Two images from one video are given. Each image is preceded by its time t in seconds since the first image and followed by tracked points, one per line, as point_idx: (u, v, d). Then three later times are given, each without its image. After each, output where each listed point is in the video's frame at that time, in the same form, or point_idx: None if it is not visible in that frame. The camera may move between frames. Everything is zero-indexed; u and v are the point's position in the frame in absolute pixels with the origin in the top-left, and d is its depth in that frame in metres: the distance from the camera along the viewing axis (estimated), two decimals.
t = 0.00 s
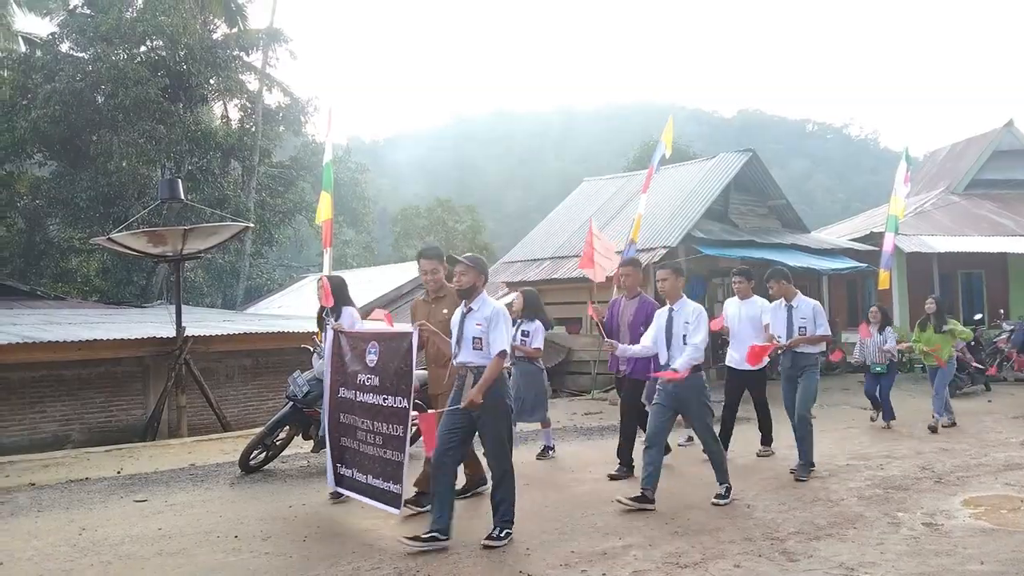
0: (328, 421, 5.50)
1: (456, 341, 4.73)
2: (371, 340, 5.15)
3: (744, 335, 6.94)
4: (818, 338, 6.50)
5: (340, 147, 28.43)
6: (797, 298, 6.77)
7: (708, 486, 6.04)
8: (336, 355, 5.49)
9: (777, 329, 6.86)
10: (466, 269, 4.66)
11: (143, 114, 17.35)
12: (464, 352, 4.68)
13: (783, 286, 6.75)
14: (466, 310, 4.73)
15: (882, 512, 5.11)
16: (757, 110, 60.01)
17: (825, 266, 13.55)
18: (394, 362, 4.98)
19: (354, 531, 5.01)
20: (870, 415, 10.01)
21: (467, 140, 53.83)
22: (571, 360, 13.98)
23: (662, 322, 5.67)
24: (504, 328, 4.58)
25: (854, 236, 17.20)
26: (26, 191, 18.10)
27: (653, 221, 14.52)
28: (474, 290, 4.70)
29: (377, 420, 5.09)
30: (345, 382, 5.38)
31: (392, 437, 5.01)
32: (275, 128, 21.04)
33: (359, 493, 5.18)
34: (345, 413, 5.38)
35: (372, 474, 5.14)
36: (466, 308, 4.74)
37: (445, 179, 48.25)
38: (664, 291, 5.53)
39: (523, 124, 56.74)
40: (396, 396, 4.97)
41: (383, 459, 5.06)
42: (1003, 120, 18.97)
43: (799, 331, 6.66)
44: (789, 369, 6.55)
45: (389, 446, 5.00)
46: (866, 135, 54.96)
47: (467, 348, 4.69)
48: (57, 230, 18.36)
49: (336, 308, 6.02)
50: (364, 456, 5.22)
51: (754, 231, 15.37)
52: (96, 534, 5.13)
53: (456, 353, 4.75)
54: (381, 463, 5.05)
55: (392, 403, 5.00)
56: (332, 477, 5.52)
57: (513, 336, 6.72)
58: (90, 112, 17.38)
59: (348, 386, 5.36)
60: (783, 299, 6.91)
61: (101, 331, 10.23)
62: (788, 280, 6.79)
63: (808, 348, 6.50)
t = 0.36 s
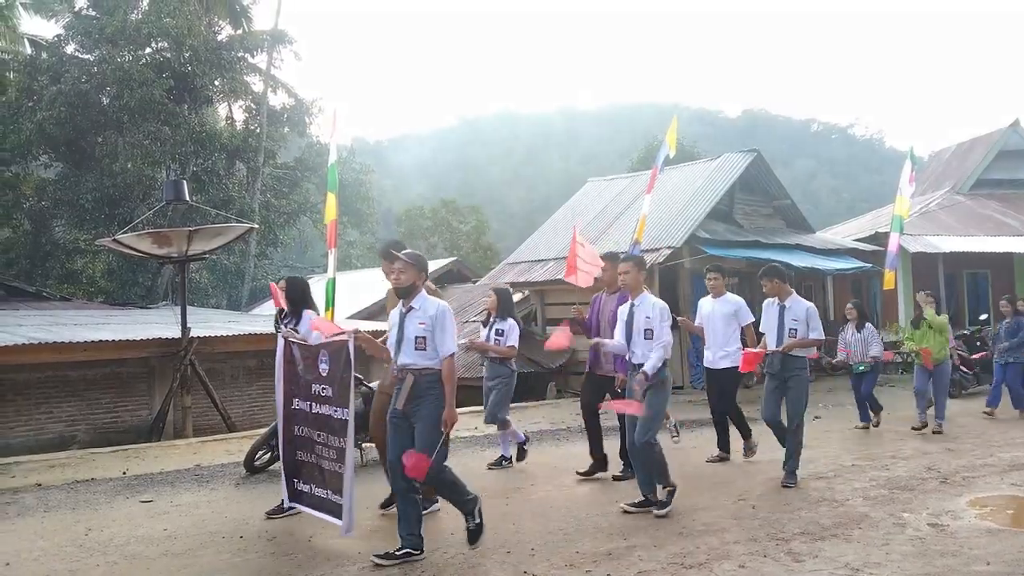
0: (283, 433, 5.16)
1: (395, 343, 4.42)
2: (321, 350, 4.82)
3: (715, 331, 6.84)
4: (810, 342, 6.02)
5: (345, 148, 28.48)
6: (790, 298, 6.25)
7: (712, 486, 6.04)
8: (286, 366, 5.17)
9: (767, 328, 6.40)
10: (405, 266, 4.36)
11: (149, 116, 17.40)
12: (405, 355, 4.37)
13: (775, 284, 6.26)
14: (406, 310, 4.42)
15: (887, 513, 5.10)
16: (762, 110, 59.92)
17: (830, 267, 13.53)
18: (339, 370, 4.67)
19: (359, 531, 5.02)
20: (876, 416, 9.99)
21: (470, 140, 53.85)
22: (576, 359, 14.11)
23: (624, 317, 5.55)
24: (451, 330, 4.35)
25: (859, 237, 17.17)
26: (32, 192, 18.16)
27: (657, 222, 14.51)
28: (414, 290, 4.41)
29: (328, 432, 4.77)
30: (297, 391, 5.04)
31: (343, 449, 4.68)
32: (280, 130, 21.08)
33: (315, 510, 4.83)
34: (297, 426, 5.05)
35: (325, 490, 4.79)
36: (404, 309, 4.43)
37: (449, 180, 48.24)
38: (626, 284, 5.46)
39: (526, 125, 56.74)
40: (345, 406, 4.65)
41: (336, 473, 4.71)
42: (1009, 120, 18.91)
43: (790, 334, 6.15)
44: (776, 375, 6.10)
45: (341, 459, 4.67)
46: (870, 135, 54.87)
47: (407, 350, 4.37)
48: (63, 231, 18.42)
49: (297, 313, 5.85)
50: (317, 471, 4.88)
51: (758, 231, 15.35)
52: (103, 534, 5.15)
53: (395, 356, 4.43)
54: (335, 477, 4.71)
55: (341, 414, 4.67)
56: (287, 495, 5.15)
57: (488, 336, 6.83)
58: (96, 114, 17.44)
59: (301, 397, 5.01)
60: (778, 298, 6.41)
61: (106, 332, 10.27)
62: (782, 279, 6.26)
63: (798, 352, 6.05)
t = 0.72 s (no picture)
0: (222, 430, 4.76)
1: (328, 351, 4.11)
2: (250, 343, 4.35)
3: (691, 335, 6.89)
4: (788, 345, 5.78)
5: (341, 146, 28.40)
6: (765, 298, 5.98)
7: (707, 483, 6.04)
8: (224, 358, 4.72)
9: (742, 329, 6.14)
10: (341, 268, 4.06)
11: (144, 112, 17.34)
12: (340, 363, 4.06)
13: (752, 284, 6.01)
14: (342, 315, 4.10)
15: (881, 511, 5.11)
16: (757, 108, 59.97)
17: (827, 265, 13.53)
18: (262, 367, 4.18)
19: (352, 529, 5.01)
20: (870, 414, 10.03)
21: (466, 138, 53.79)
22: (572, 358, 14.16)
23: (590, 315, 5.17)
24: (388, 337, 4.00)
25: (854, 235, 17.22)
26: (26, 189, 18.06)
27: (653, 220, 14.51)
28: (349, 295, 4.09)
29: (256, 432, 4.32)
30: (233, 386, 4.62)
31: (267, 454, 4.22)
32: (275, 127, 21.04)
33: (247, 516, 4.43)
34: (234, 423, 4.63)
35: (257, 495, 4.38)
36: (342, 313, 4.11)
37: (445, 178, 48.14)
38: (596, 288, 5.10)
39: (522, 123, 56.70)
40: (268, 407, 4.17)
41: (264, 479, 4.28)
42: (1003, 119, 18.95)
43: (766, 336, 5.89)
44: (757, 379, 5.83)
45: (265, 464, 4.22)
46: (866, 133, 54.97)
47: (343, 358, 4.06)
48: (57, 228, 18.34)
49: (241, 311, 5.18)
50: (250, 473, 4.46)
51: (754, 229, 15.38)
52: (95, 533, 5.12)
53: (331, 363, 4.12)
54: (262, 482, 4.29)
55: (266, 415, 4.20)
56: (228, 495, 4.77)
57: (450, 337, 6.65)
58: (91, 110, 17.39)
59: (236, 393, 4.58)
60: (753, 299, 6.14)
61: (100, 329, 10.23)
62: (756, 279, 5.94)
63: (774, 355, 5.80)
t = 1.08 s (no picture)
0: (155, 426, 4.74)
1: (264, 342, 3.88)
2: (187, 337, 4.37)
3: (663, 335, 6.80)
4: (767, 343, 5.59)
5: (341, 145, 28.37)
6: (743, 296, 5.76)
7: (708, 483, 6.05)
8: (160, 354, 4.71)
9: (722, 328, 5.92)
10: (280, 256, 3.86)
11: (145, 110, 17.34)
12: (272, 357, 3.84)
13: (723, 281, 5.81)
14: (278, 305, 3.86)
15: (882, 510, 5.11)
16: (759, 108, 59.94)
17: (828, 265, 13.53)
18: (201, 363, 4.20)
19: (354, 527, 5.00)
20: (870, 413, 10.03)
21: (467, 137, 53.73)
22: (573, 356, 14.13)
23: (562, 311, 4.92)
24: (315, 330, 3.72)
25: (855, 234, 17.22)
26: (27, 187, 18.05)
27: (654, 219, 14.50)
28: (288, 283, 3.87)
29: (189, 428, 4.33)
30: (167, 383, 4.61)
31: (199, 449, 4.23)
32: (276, 125, 21.00)
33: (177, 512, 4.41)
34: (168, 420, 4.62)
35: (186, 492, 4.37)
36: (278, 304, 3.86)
37: (445, 177, 48.08)
38: (564, 279, 4.88)
39: (523, 122, 56.62)
40: (202, 403, 4.18)
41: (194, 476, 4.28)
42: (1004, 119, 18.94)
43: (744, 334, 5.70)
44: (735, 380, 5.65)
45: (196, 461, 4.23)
46: (867, 133, 54.92)
47: (275, 353, 3.84)
48: (58, 226, 18.33)
49: (182, 305, 5.22)
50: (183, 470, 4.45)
51: (755, 228, 15.36)
52: (97, 530, 5.13)
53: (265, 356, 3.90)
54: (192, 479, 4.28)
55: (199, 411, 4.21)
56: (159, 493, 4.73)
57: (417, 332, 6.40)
58: (91, 108, 17.37)
59: (170, 389, 4.58)
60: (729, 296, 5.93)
61: (101, 327, 10.23)
62: (734, 276, 5.78)
63: (754, 354, 5.61)
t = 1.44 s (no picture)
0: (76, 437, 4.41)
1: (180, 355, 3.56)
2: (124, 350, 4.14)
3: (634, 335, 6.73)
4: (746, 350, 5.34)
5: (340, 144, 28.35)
6: (722, 300, 5.51)
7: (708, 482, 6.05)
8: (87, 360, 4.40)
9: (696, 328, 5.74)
10: (190, 256, 3.54)
11: (143, 110, 17.33)
12: (189, 368, 3.51)
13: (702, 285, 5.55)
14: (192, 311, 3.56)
15: (882, 509, 5.11)
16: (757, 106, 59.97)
17: (827, 263, 13.52)
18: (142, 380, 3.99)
19: (355, 527, 5.01)
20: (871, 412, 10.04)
21: (466, 136, 53.71)
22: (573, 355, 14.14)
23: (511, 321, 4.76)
24: (239, 331, 3.47)
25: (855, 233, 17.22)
26: (26, 187, 18.00)
27: (654, 218, 14.50)
28: (202, 288, 3.58)
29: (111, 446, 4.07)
30: (93, 393, 4.31)
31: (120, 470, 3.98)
32: (275, 125, 20.97)
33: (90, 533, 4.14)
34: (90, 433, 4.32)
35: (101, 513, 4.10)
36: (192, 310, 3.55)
37: (444, 176, 48.09)
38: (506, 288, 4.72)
39: (522, 121, 56.63)
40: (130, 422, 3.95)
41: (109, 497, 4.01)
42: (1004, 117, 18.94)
43: (722, 340, 5.46)
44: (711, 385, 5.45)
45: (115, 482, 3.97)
46: (866, 131, 54.99)
47: (192, 362, 3.52)
48: (57, 226, 18.30)
49: (117, 309, 5.00)
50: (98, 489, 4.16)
51: (754, 227, 15.35)
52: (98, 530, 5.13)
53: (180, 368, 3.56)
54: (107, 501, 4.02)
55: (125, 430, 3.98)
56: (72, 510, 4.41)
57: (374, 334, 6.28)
58: (90, 108, 17.35)
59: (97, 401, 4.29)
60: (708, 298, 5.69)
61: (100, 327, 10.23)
62: (713, 278, 5.48)
63: (732, 360, 5.38)
